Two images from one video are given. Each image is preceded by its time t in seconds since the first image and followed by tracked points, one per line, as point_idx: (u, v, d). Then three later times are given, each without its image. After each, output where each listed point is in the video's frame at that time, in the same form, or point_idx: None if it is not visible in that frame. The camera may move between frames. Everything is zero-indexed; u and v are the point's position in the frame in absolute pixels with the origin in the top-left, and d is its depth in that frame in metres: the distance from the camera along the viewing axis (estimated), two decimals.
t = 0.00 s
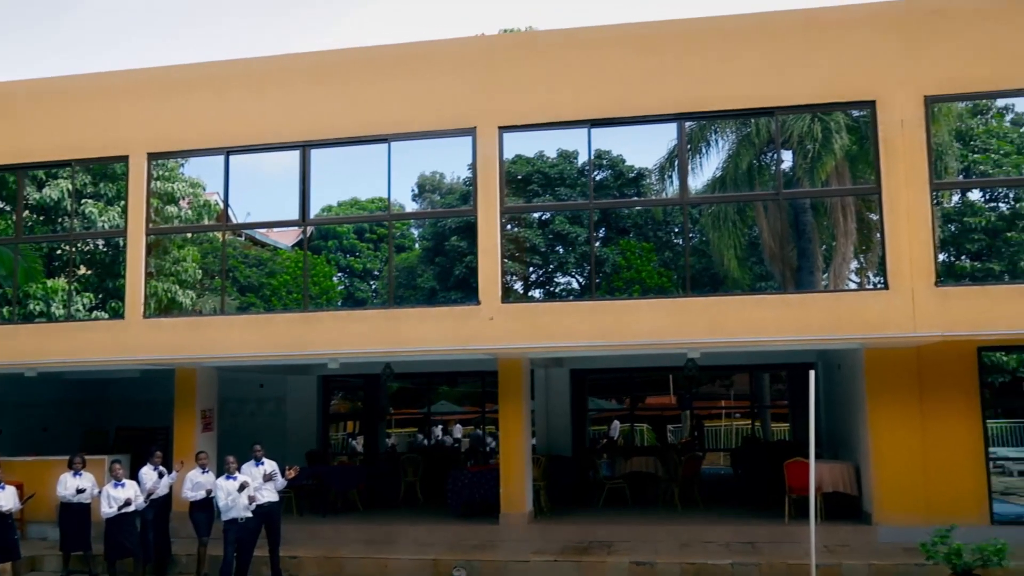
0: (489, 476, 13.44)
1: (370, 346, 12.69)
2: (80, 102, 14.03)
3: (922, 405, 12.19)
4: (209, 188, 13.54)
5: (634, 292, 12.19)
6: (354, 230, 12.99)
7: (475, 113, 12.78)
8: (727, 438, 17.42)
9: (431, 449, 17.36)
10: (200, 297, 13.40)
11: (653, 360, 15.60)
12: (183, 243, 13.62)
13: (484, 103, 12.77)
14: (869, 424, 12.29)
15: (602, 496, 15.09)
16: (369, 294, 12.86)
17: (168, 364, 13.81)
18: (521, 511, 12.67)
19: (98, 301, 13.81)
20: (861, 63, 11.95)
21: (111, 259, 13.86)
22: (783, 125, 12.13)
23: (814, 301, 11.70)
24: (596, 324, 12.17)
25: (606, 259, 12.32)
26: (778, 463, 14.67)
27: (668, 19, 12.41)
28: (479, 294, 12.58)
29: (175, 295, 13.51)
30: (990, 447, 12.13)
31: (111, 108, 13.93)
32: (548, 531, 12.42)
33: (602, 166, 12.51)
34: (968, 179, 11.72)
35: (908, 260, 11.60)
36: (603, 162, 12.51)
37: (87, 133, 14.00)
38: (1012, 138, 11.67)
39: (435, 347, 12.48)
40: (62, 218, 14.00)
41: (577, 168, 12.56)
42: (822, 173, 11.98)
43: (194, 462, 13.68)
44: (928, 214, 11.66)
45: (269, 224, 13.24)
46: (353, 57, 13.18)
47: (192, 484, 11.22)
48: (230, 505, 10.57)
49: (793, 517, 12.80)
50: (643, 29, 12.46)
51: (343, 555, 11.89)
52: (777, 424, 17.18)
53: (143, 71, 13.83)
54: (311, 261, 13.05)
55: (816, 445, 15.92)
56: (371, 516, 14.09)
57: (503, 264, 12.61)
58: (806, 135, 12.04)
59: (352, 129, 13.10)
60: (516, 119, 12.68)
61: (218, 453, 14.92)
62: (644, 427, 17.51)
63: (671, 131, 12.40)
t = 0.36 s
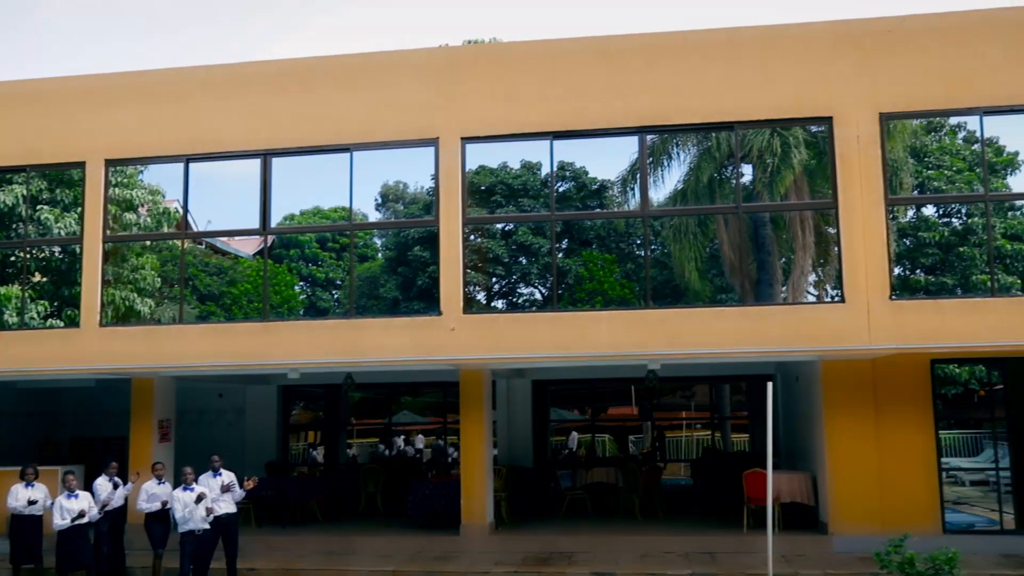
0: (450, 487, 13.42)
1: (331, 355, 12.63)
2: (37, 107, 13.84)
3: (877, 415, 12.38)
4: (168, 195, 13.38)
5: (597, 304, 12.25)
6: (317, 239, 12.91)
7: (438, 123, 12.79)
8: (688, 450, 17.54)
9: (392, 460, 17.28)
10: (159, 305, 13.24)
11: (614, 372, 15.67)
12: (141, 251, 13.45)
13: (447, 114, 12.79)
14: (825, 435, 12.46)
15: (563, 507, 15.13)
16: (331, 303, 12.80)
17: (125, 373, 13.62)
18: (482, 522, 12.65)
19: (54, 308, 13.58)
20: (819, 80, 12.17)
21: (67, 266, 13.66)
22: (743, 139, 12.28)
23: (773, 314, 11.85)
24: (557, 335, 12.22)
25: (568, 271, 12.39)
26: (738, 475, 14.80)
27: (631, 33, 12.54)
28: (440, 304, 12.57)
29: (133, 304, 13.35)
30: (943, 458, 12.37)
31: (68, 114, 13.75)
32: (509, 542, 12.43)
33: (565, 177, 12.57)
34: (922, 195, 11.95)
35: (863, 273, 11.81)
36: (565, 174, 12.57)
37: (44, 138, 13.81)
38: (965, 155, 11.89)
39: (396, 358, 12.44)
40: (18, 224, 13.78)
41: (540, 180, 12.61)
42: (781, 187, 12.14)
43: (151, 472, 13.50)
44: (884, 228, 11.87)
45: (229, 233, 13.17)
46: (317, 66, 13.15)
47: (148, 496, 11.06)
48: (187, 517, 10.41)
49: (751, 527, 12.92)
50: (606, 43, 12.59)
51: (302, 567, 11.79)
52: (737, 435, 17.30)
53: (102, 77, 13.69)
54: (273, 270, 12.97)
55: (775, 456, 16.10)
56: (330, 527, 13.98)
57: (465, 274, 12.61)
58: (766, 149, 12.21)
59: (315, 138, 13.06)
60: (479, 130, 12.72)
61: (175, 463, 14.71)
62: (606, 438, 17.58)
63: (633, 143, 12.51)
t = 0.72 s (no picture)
0: (410, 498, 13.36)
1: (292, 365, 12.52)
2: None
3: (834, 425, 12.54)
4: (127, 201, 13.21)
5: (559, 314, 12.29)
6: (279, 247, 12.81)
7: (401, 132, 12.77)
8: (649, 460, 17.62)
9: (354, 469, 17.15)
10: (116, 313, 13.04)
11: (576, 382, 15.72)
12: (98, 257, 13.25)
13: (411, 123, 12.78)
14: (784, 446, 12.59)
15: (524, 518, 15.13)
16: (293, 312, 12.70)
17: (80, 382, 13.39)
18: (442, 534, 12.60)
19: (7, 315, 13.34)
20: (778, 95, 12.35)
21: (21, 272, 13.42)
22: (704, 152, 12.42)
23: (734, 326, 11.96)
24: (519, 346, 12.23)
25: (532, 281, 12.41)
26: (697, 485, 14.98)
27: (594, 46, 12.64)
28: (402, 315, 12.53)
29: (89, 311, 13.10)
30: (898, 467, 12.54)
31: (24, 117, 13.53)
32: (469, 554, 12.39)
33: (529, 188, 12.61)
34: (879, 209, 12.14)
35: (821, 285, 11.98)
36: (529, 184, 12.61)
37: None
38: (920, 171, 12.11)
39: (358, 367, 12.37)
40: None
41: (504, 190, 12.63)
42: (741, 200, 12.28)
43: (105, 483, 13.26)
44: (841, 243, 12.07)
45: (189, 241, 13.01)
46: (279, 74, 13.10)
47: (101, 506, 10.88)
48: (141, 529, 10.25)
49: (710, 538, 13.00)
50: (569, 55, 12.68)
51: None
52: (698, 445, 17.44)
53: (60, 81, 13.50)
54: (234, 278, 12.84)
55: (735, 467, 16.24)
56: (289, 539, 13.83)
57: (428, 284, 12.59)
58: (727, 162, 12.35)
59: (277, 146, 12.98)
60: (442, 140, 12.72)
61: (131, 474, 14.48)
62: (569, 448, 17.57)
63: (596, 155, 12.59)
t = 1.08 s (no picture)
0: (371, 509, 13.27)
1: (252, 375, 12.39)
2: None
3: (794, 436, 12.67)
4: (85, 208, 13.00)
5: (522, 325, 12.30)
6: (241, 256, 12.69)
7: (365, 141, 12.72)
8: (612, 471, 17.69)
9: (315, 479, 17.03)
10: (72, 321, 12.83)
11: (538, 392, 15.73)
12: (54, 264, 13.00)
13: (374, 133, 12.74)
14: (744, 456, 12.69)
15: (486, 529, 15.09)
16: (254, 320, 12.58)
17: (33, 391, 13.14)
18: (403, 545, 12.52)
19: None
20: (740, 108, 12.50)
21: None
22: (667, 164, 12.51)
23: (695, 337, 12.05)
24: (481, 356, 12.21)
25: (495, 291, 12.41)
26: (659, 495, 14.99)
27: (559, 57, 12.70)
28: (364, 324, 12.46)
29: (43, 319, 12.89)
30: (857, 477, 12.70)
31: None
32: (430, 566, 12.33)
33: (494, 199, 12.61)
34: (838, 222, 12.31)
35: (781, 297, 12.11)
36: (494, 195, 12.61)
37: None
38: (877, 185, 12.31)
39: (319, 377, 12.27)
40: None
41: (469, 201, 12.63)
42: (703, 212, 12.38)
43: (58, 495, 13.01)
44: (800, 255, 12.26)
45: (149, 248, 12.83)
46: (242, 81, 13.00)
47: (52, 519, 10.68)
48: (94, 543, 10.08)
49: (671, 548, 13.07)
50: (534, 66, 12.74)
51: None
52: (660, 455, 17.51)
53: (16, 85, 13.27)
54: (195, 286, 12.70)
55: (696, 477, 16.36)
56: (247, 551, 13.67)
57: (391, 293, 12.53)
58: (689, 175, 12.45)
59: (239, 154, 12.86)
60: (406, 150, 12.69)
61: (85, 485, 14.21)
62: (531, 458, 17.59)
63: (560, 166, 12.62)
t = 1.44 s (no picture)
0: (333, 520, 13.18)
1: (213, 384, 12.25)
2: None
3: (755, 445, 12.78)
4: (42, 214, 12.77)
5: (487, 334, 12.29)
6: (203, 263, 12.55)
7: (329, 149, 12.68)
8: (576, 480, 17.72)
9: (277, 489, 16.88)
10: (29, 329, 12.59)
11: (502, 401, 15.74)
12: (10, 271, 12.71)
13: (339, 141, 12.69)
14: (706, 465, 12.77)
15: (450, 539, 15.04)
16: (216, 329, 12.45)
17: None
18: (365, 556, 12.45)
19: None
20: (702, 121, 12.63)
21: None
22: (631, 175, 12.59)
23: (658, 347, 12.12)
24: (444, 366, 12.18)
25: (460, 300, 12.39)
26: (622, 504, 15.04)
27: (523, 68, 12.76)
28: (327, 333, 12.38)
29: None
30: (818, 485, 12.81)
31: None
32: None
33: (459, 208, 12.60)
34: (800, 233, 12.45)
35: (743, 307, 12.26)
36: (459, 204, 12.60)
37: None
38: (838, 197, 12.45)
39: (281, 387, 12.16)
40: None
41: (434, 210, 12.60)
42: (667, 223, 12.48)
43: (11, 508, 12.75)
44: (762, 266, 12.37)
45: (108, 256, 12.64)
46: (205, 88, 12.90)
47: (5, 532, 10.47)
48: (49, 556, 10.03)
49: (634, 557, 13.09)
50: (499, 77, 12.78)
51: None
52: (625, 464, 17.54)
53: None
54: (156, 294, 12.53)
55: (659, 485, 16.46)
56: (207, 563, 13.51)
57: (355, 301, 12.47)
58: (653, 185, 12.55)
59: (201, 161, 12.75)
60: (370, 158, 12.65)
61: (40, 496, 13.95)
62: (496, 468, 17.53)
63: (525, 176, 12.64)
